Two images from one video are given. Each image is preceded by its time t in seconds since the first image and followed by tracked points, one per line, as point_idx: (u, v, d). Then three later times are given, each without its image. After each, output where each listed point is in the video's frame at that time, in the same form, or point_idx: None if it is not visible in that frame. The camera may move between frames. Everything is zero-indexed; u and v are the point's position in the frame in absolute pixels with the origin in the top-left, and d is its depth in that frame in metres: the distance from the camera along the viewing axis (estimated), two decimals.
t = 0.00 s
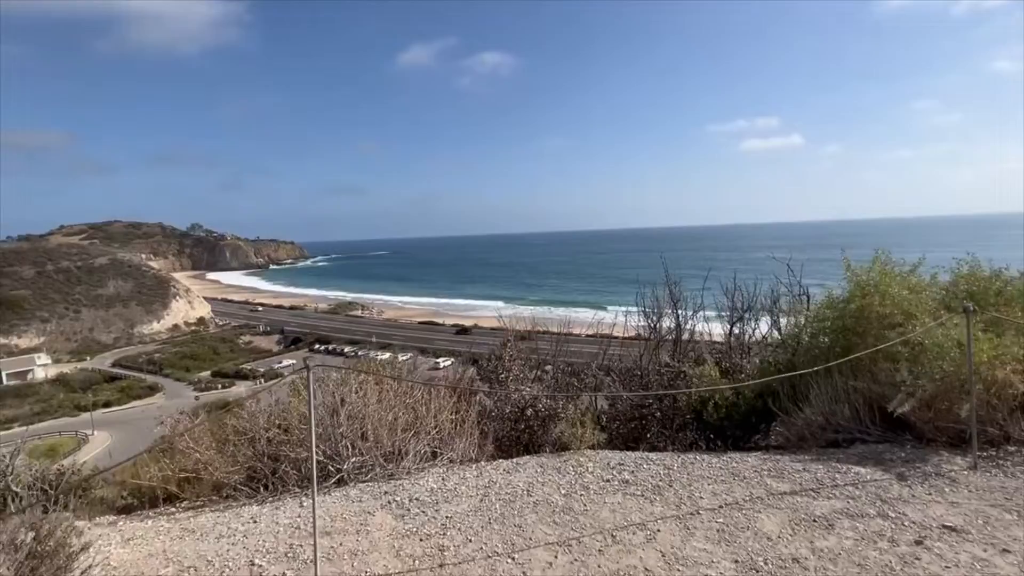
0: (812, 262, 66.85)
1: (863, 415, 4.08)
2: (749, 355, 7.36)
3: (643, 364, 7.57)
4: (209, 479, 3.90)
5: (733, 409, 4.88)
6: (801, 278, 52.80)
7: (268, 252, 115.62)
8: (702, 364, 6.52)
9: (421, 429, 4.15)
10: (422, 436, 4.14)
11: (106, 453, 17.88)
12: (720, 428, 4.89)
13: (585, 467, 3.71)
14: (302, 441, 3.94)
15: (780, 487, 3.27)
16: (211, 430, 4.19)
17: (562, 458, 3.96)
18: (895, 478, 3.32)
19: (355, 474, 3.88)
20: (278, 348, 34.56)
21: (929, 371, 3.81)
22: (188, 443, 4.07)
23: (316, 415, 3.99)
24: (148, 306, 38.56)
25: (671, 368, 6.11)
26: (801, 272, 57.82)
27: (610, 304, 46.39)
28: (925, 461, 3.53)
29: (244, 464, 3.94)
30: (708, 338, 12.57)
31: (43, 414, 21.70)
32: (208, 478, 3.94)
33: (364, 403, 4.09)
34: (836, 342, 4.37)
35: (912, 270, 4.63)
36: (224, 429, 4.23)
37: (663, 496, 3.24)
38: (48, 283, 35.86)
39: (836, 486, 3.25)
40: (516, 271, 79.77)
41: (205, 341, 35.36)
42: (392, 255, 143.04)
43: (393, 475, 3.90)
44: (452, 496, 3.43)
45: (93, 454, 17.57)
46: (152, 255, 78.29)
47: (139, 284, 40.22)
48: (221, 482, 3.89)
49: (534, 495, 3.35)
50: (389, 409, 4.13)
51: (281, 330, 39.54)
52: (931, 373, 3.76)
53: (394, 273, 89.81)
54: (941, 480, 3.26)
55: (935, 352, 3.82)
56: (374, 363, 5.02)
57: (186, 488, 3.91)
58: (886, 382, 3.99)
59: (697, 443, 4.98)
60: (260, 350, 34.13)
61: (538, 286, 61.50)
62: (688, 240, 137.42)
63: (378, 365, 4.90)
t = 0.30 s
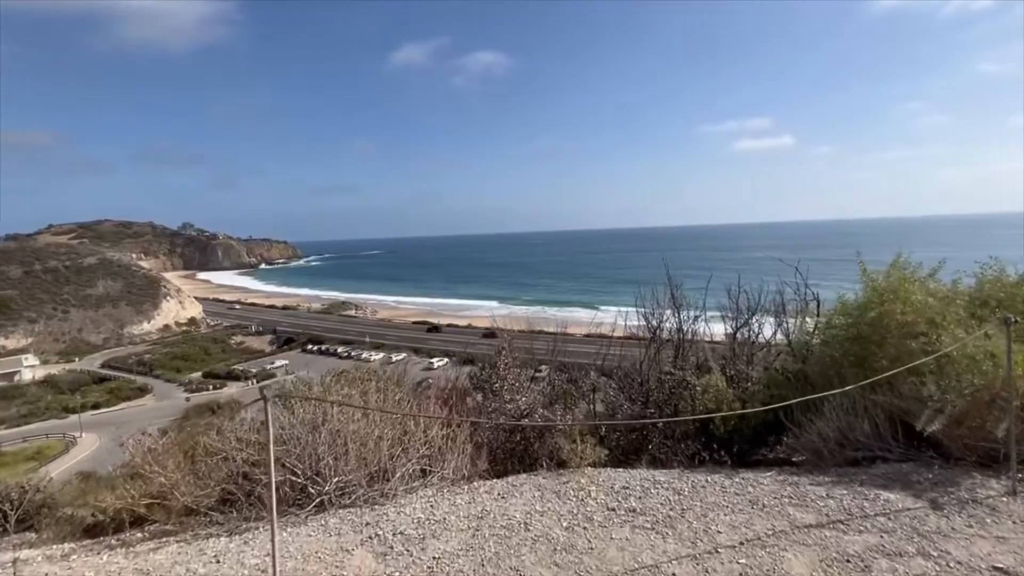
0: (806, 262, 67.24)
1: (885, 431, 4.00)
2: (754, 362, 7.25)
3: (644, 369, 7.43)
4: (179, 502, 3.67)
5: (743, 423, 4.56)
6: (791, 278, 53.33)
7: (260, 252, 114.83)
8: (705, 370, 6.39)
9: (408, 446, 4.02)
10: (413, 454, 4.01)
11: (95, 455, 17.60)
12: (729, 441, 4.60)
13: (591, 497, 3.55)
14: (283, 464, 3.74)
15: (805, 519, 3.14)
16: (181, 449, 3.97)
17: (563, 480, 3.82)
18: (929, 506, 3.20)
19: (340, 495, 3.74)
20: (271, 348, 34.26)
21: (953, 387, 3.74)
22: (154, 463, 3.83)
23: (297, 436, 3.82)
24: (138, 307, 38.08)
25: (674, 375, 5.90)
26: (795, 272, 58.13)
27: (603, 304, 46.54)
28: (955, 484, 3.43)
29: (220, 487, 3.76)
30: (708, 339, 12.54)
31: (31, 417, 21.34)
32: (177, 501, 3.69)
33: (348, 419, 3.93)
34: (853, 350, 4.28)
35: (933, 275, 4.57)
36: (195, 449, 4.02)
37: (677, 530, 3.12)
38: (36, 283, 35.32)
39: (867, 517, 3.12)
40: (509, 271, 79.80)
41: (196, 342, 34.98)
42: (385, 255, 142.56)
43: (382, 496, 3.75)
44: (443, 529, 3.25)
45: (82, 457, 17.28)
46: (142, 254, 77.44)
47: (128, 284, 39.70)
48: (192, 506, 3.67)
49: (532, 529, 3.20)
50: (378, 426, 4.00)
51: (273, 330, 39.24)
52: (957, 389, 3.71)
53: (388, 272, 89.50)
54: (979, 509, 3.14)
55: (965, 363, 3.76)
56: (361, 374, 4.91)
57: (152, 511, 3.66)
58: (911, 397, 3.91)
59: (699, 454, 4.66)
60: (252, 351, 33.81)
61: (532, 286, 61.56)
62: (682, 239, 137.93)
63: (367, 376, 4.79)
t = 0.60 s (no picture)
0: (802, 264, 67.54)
1: (916, 449, 3.82)
2: (764, 370, 7.12)
3: (647, 375, 7.28)
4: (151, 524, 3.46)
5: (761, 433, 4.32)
6: (784, 280, 53.87)
7: (256, 252, 114.44)
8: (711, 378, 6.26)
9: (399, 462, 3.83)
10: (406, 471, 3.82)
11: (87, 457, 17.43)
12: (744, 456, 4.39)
13: (598, 521, 3.36)
14: (265, 483, 3.55)
15: (840, 554, 2.88)
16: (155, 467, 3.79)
17: (568, 504, 3.63)
18: (976, 537, 2.97)
19: (325, 517, 3.54)
20: (265, 349, 34.08)
21: (992, 402, 3.55)
22: (124, 485, 3.62)
23: (281, 453, 3.62)
24: (132, 306, 37.82)
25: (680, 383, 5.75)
26: (791, 274, 58.38)
27: (599, 305, 46.73)
28: (995, 510, 3.23)
29: (194, 507, 3.56)
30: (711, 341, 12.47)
31: (22, 419, 21.14)
32: (147, 523, 3.48)
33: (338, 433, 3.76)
34: (877, 359, 4.15)
35: (961, 278, 4.42)
36: (170, 466, 3.80)
37: (696, 566, 2.83)
38: (28, 283, 35.03)
39: (909, 550, 2.88)
40: (505, 271, 79.96)
41: (190, 342, 34.76)
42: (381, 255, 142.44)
43: (370, 518, 3.56)
44: (436, 564, 2.95)
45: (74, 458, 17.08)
46: (136, 254, 76.99)
47: (122, 284, 39.40)
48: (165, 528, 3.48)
49: (537, 562, 2.92)
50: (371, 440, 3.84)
51: (268, 330, 39.06)
52: (996, 405, 3.52)
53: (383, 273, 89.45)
54: None
55: (1009, 379, 3.56)
56: (353, 382, 4.78)
57: (123, 533, 3.47)
58: (945, 412, 3.75)
59: (706, 465, 4.46)
60: (248, 352, 33.61)
61: (527, 286, 61.68)
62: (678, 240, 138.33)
63: (359, 385, 4.67)
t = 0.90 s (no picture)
0: (805, 267, 67.56)
1: (954, 472, 3.52)
2: (775, 381, 6.99)
3: (655, 383, 7.15)
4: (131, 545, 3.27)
5: (780, 454, 4.12)
6: (788, 283, 53.74)
7: (260, 252, 114.74)
8: (721, 388, 6.14)
9: (394, 481, 3.67)
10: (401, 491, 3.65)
11: (89, 456, 17.40)
12: (764, 474, 4.15)
13: (609, 551, 3.17)
14: (251, 507, 3.30)
15: None
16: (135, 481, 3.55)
17: (575, 533, 3.43)
18: None
19: (316, 542, 3.32)
20: (268, 349, 34.06)
21: None
22: (101, 501, 3.34)
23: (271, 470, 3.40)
24: (136, 306, 37.85)
25: (691, 395, 5.65)
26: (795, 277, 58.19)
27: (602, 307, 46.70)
28: None
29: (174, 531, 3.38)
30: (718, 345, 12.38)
31: (25, 417, 21.13)
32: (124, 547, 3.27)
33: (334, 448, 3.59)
34: (900, 370, 3.99)
35: (1003, 287, 4.16)
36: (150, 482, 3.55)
37: None
38: (32, 282, 35.13)
39: None
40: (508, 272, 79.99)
41: (193, 342, 34.76)
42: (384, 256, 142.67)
43: (362, 543, 3.38)
44: None
45: (75, 458, 17.00)
46: (140, 254, 77.24)
47: (126, 283, 39.47)
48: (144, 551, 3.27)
49: None
50: (367, 456, 3.67)
51: (271, 330, 39.08)
52: None
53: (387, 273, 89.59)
54: None
55: None
56: (349, 394, 4.66)
57: (100, 553, 3.27)
58: (987, 434, 3.46)
59: (717, 478, 4.38)
60: (250, 352, 33.58)
61: (530, 288, 61.64)
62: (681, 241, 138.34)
63: (354, 397, 4.56)
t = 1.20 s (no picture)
0: (818, 269, 66.78)
1: (1004, 497, 3.28)
2: (795, 392, 6.92)
3: (667, 390, 7.12)
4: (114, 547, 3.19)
5: (804, 472, 4.08)
6: (800, 285, 53.19)
7: (271, 250, 115.64)
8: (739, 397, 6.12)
9: (394, 492, 3.49)
10: (400, 504, 3.47)
11: (102, 451, 17.57)
12: (788, 490, 4.14)
13: None
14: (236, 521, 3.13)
15: None
16: (119, 489, 3.52)
17: (582, 559, 3.30)
18: None
19: (306, 559, 3.14)
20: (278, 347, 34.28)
21: None
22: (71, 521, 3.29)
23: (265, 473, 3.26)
24: (149, 303, 38.28)
25: (706, 406, 5.71)
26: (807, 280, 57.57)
27: (612, 308, 46.47)
28: None
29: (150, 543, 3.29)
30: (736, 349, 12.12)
31: (40, 412, 21.43)
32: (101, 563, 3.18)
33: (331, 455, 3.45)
34: (938, 382, 3.72)
35: None
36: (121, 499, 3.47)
37: None
38: (49, 279, 35.65)
39: None
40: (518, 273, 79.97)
41: (205, 339, 35.07)
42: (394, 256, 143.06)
43: (355, 564, 3.21)
44: None
45: (88, 453, 17.19)
46: (155, 252, 78.18)
47: (139, 280, 39.92)
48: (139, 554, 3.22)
49: None
50: (365, 465, 3.52)
51: (281, 328, 39.33)
52: None
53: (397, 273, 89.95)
54: None
55: None
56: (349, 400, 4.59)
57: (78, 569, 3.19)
58: None
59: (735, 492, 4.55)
60: (261, 350, 33.79)
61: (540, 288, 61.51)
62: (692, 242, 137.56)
63: (351, 403, 4.49)
